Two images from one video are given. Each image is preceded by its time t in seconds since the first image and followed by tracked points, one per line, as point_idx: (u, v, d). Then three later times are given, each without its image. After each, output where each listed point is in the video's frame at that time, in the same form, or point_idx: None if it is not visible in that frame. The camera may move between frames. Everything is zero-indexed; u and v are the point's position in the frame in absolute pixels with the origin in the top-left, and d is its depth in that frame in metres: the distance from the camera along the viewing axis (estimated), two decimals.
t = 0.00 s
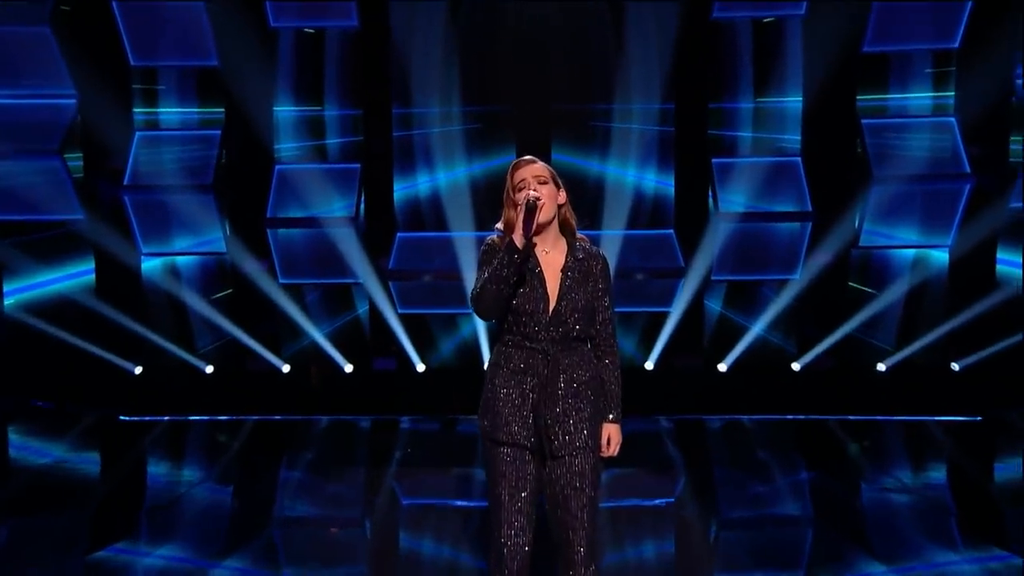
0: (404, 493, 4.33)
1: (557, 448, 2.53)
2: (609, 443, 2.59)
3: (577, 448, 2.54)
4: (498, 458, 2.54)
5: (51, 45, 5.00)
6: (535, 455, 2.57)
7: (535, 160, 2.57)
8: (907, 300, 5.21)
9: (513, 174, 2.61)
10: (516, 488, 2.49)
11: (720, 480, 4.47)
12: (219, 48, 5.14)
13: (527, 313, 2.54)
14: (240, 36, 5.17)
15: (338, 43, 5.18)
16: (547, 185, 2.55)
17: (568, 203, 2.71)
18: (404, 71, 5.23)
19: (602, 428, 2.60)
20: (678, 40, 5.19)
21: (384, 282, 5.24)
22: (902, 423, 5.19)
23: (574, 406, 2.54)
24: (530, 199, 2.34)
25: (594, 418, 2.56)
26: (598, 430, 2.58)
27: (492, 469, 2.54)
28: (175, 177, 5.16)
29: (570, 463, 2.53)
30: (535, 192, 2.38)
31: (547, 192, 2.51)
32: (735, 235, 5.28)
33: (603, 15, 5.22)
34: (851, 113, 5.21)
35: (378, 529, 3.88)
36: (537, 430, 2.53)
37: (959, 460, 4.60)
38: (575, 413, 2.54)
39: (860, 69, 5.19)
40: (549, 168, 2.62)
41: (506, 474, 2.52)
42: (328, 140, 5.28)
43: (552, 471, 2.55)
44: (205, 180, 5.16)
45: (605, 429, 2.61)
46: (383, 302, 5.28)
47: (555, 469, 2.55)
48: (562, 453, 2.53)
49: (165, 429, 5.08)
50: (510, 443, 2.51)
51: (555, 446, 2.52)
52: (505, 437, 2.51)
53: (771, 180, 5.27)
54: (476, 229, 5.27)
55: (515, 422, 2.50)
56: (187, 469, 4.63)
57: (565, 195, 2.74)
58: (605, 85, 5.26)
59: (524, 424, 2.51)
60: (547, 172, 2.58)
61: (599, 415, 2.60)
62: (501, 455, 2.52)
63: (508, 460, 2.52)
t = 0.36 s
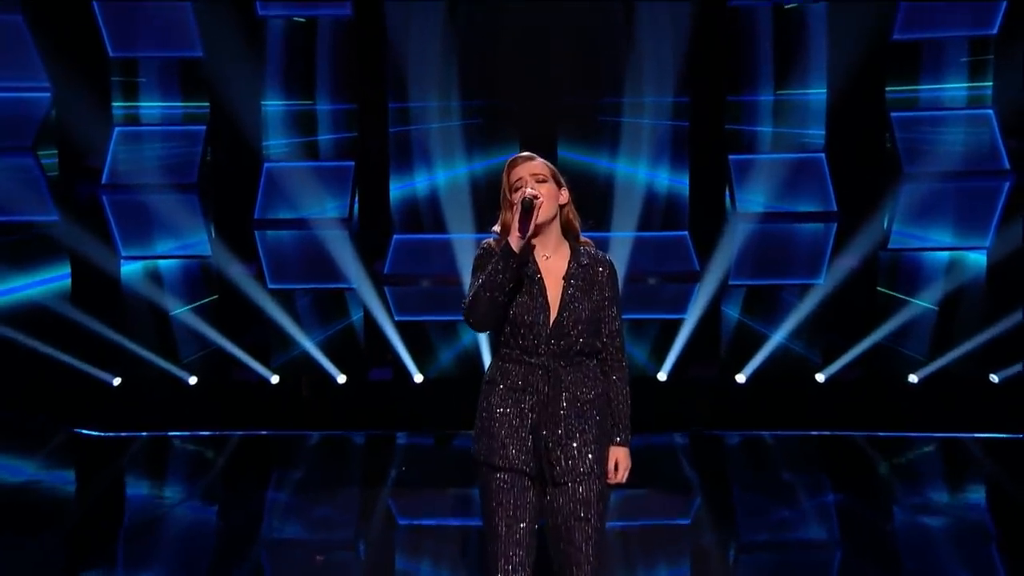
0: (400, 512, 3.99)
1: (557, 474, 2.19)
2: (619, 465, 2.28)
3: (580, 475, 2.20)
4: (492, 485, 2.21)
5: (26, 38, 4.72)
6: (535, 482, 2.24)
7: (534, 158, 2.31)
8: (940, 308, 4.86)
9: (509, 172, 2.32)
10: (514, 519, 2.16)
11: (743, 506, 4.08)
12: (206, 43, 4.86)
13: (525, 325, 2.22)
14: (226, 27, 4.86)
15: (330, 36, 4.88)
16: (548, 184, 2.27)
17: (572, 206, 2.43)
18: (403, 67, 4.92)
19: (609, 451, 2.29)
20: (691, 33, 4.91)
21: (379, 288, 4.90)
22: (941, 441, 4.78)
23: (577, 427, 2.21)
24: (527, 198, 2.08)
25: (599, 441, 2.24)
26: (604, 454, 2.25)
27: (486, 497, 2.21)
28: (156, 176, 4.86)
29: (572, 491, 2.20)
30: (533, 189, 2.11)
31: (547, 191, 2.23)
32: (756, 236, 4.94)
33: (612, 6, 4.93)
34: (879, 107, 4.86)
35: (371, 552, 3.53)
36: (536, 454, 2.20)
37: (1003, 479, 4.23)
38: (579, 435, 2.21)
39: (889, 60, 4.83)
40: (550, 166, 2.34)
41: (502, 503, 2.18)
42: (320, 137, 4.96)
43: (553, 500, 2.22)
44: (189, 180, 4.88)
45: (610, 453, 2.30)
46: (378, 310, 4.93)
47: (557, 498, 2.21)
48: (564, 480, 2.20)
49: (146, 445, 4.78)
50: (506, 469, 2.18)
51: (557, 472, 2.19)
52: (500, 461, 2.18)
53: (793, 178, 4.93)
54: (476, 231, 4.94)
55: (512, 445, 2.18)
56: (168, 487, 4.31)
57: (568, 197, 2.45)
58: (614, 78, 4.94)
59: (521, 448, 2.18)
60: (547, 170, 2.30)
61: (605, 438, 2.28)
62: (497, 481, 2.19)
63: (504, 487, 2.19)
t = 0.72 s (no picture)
0: (400, 536, 3.67)
1: (561, 507, 2.02)
2: (630, 496, 2.09)
3: (588, 507, 2.03)
4: (489, 518, 2.04)
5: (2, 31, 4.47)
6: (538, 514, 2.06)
7: (534, 158, 2.12)
8: (982, 318, 4.52)
9: (507, 173, 2.12)
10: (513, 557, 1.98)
11: (771, 530, 3.72)
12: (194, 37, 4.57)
13: (525, 342, 2.03)
14: (217, 20, 4.60)
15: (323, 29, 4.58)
16: (548, 187, 2.07)
17: (576, 209, 2.22)
18: (403, 64, 4.64)
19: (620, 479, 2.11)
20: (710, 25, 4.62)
21: (377, 295, 4.59)
22: (983, 461, 4.44)
23: (584, 454, 2.03)
24: (521, 205, 1.88)
25: (608, 470, 2.06)
26: (613, 483, 2.08)
27: (483, 532, 2.04)
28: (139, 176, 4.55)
29: (579, 526, 2.02)
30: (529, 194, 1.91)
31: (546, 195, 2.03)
32: (779, 240, 4.62)
33: None
34: (910, 102, 4.54)
35: None
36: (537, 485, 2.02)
37: None
38: (585, 463, 2.03)
39: (923, 50, 4.50)
40: (552, 166, 2.13)
41: (499, 539, 2.01)
42: (313, 134, 4.67)
43: (557, 535, 2.05)
44: (175, 179, 4.56)
45: (621, 480, 2.11)
46: (375, 319, 4.62)
47: (561, 533, 2.04)
48: (569, 512, 2.02)
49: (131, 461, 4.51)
50: (504, 500, 2.01)
51: (560, 504, 2.02)
52: (498, 492, 2.00)
53: (821, 178, 4.58)
54: (479, 233, 4.62)
55: (511, 473, 2.00)
56: (150, 508, 3.98)
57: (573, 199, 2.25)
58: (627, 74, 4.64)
59: (521, 478, 2.01)
60: (548, 172, 2.10)
61: (614, 465, 2.09)
62: (494, 514, 2.02)
63: (502, 521, 2.01)
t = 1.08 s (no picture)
0: (398, 561, 3.35)
1: (562, 542, 1.77)
2: (638, 528, 1.85)
3: (590, 540, 1.78)
4: (483, 551, 1.79)
5: None
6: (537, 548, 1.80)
7: (535, 158, 1.90)
8: None
9: (504, 174, 1.91)
10: None
11: (808, 556, 3.38)
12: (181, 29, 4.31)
13: (523, 358, 1.80)
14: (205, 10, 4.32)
15: (320, 17, 4.30)
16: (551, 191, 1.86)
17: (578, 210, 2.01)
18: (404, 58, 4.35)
19: (627, 508, 1.85)
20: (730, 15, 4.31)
21: (374, 303, 4.29)
22: None
23: (587, 481, 1.78)
24: (523, 220, 1.69)
25: (613, 499, 1.81)
26: (620, 515, 1.83)
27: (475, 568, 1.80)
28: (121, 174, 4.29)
29: (581, 562, 1.78)
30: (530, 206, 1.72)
31: (548, 202, 1.83)
32: (805, 244, 4.33)
33: None
34: (947, 95, 4.25)
35: None
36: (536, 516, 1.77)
37: None
38: (590, 491, 1.78)
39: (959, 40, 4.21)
40: (555, 165, 1.91)
41: None
42: (308, 131, 4.39)
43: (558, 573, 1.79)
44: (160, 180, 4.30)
45: (626, 510, 1.86)
46: (373, 328, 4.32)
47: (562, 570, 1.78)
48: (571, 547, 1.77)
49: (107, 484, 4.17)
50: (498, 532, 1.77)
51: (561, 539, 1.76)
52: (493, 523, 1.76)
53: (850, 176, 4.29)
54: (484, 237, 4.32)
55: (506, 502, 1.76)
56: (131, 530, 3.66)
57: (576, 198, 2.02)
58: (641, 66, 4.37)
59: (519, 507, 1.76)
60: (551, 173, 1.88)
61: (620, 494, 1.84)
62: (487, 547, 1.77)
63: (496, 556, 1.76)
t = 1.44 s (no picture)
0: None
1: None
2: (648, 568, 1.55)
3: None
4: None
5: None
6: None
7: (534, 153, 1.62)
8: None
9: (502, 172, 1.63)
10: None
11: None
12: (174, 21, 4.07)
13: (521, 376, 1.52)
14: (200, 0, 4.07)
15: (319, 9, 4.02)
16: (554, 190, 1.58)
17: (585, 214, 1.71)
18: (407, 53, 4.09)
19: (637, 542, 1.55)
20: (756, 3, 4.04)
21: (377, 311, 4.02)
22: None
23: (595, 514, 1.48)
24: (522, 220, 1.42)
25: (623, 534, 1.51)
26: (629, 551, 1.53)
27: None
28: (110, 172, 4.06)
29: None
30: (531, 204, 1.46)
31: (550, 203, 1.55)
32: (840, 247, 4.06)
33: None
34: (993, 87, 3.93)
35: None
36: (535, 558, 1.46)
37: None
38: (597, 525, 1.48)
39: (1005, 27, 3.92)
40: (559, 162, 1.63)
41: None
42: (308, 127, 4.13)
43: None
44: (149, 178, 4.07)
45: (636, 543, 1.55)
46: (375, 338, 4.04)
47: None
48: None
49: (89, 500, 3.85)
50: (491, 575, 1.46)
51: None
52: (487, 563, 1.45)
53: (888, 175, 4.03)
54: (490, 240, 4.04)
55: (502, 537, 1.45)
56: (116, 547, 3.34)
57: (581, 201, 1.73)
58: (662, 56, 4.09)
59: (516, 548, 1.45)
60: (554, 171, 1.60)
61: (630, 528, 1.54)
62: None
63: None
